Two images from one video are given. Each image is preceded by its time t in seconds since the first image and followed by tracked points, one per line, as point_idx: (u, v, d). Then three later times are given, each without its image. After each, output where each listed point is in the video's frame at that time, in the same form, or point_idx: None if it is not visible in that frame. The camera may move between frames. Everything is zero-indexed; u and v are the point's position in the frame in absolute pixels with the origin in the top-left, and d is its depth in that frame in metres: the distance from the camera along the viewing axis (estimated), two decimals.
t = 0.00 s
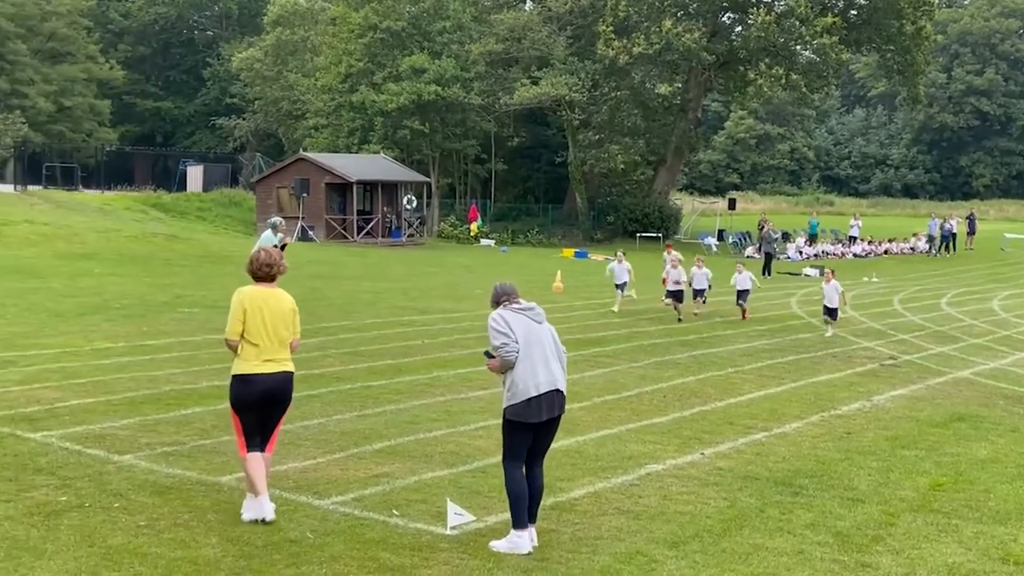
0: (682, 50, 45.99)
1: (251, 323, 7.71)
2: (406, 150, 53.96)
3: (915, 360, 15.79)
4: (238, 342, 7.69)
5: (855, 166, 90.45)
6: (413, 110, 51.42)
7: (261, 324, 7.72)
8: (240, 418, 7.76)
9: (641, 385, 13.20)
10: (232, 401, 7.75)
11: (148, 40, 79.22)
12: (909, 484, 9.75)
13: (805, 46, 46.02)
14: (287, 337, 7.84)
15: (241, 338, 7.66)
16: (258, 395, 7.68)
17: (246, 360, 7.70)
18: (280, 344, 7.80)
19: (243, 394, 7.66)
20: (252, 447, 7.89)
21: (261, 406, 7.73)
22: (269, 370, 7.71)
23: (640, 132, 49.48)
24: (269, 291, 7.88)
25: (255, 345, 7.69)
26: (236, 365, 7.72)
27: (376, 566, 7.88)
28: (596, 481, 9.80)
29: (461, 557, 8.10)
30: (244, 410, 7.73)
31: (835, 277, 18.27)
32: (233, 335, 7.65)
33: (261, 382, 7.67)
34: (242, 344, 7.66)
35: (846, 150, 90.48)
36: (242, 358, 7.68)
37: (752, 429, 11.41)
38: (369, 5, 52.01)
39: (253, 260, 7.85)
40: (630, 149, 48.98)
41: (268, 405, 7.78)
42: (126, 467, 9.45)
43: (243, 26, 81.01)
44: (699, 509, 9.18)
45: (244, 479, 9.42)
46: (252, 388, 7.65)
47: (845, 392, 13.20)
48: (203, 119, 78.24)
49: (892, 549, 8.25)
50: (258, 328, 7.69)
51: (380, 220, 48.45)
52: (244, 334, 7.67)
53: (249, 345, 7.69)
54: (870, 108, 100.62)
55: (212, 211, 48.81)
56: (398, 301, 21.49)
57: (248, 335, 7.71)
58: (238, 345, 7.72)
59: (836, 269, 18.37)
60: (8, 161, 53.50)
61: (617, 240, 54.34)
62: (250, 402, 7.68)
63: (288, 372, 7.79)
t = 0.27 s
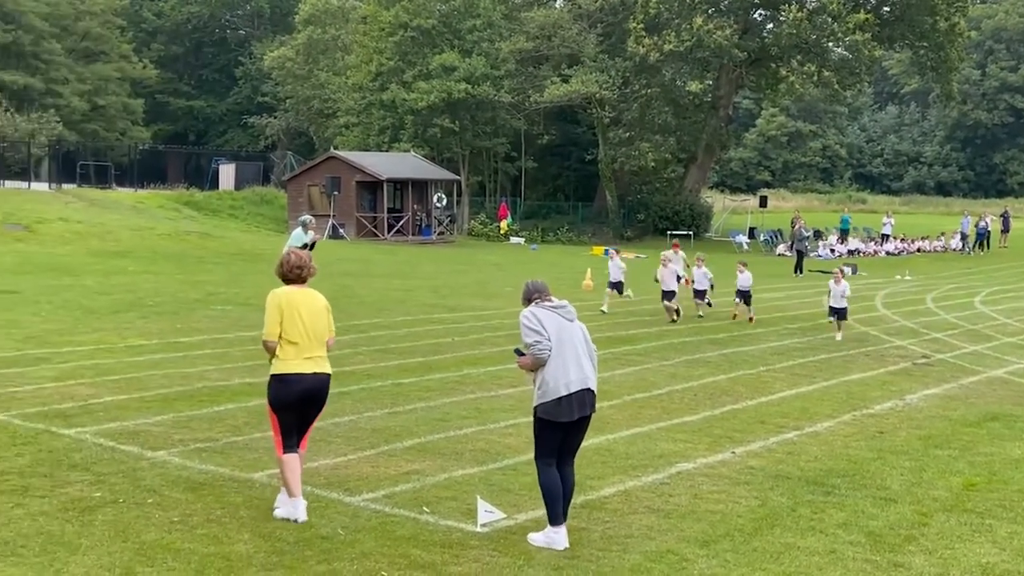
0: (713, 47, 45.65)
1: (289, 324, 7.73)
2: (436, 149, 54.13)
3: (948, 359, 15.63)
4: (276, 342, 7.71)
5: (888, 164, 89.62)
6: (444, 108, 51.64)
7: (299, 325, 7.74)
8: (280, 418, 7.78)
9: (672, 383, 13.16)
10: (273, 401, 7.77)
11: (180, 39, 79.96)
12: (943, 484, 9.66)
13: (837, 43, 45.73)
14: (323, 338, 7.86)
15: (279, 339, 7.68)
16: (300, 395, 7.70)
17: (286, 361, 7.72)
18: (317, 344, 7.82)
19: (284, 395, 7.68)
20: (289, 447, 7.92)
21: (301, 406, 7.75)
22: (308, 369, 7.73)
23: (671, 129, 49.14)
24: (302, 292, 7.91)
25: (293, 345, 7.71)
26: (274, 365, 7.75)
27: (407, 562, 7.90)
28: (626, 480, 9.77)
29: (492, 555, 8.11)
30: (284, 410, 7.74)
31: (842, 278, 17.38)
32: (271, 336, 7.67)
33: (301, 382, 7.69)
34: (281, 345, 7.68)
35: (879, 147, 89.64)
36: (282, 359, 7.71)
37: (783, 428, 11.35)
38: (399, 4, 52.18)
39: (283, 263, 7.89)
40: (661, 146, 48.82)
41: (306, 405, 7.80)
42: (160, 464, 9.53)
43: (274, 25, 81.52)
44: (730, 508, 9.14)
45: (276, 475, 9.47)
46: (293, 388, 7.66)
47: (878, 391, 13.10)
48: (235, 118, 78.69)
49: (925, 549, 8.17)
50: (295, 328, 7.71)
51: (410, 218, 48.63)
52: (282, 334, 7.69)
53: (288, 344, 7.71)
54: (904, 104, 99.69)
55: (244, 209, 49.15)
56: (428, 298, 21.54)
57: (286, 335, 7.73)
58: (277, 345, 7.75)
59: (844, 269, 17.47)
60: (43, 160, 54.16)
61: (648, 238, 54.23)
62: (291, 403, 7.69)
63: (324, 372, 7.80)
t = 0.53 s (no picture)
0: (745, 43, 45.27)
1: (328, 321, 7.75)
2: (467, 146, 54.30)
3: (984, 358, 15.46)
4: (315, 340, 7.73)
5: (922, 161, 88.75)
6: (475, 106, 51.89)
7: (337, 323, 7.77)
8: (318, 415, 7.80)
9: (703, 381, 13.10)
10: (313, 399, 7.79)
11: (213, 37, 80.59)
12: (977, 484, 9.56)
13: (871, 39, 45.36)
14: (362, 336, 7.87)
15: (319, 336, 7.70)
16: (340, 393, 7.71)
17: (326, 359, 7.73)
18: (357, 342, 7.84)
19: (324, 393, 7.69)
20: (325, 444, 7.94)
21: (342, 405, 7.76)
22: (348, 366, 7.73)
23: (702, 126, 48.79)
24: (339, 290, 7.92)
25: (331, 343, 7.73)
26: (313, 364, 7.76)
27: (438, 559, 7.92)
28: (658, 477, 9.74)
29: (523, 552, 8.11)
30: (324, 408, 7.76)
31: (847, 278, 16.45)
32: (310, 334, 7.70)
33: (340, 378, 7.70)
34: (320, 342, 7.70)
35: (912, 144, 88.78)
36: (321, 358, 7.72)
37: (816, 426, 11.27)
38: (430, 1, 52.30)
39: (319, 264, 7.93)
40: (693, 143, 48.64)
41: (346, 404, 7.80)
42: (192, 459, 9.59)
43: (306, 24, 81.98)
44: (762, 506, 9.09)
45: (308, 471, 9.51)
46: (333, 386, 7.67)
47: (912, 389, 12.99)
48: (267, 116, 78.97)
49: (959, 549, 8.09)
50: (335, 326, 7.73)
51: (441, 216, 48.79)
52: (321, 332, 7.72)
53: (327, 342, 7.73)
54: (938, 101, 98.70)
55: (275, 206, 49.45)
56: (459, 296, 21.57)
57: (325, 334, 7.75)
58: (316, 343, 7.76)
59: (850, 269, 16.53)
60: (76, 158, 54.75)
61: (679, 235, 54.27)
62: (331, 401, 7.71)
63: (364, 369, 7.81)
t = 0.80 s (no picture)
0: (779, 39, 45.00)
1: (379, 321, 7.80)
2: (499, 143, 54.42)
3: (1021, 356, 15.30)
4: (366, 342, 7.79)
5: (958, 157, 87.98)
6: (507, 103, 52.03)
7: (388, 323, 7.81)
8: (366, 413, 7.85)
9: (736, 379, 13.04)
10: (364, 398, 7.84)
11: (246, 35, 81.10)
12: (1014, 483, 9.46)
13: (906, 34, 44.96)
14: (412, 336, 7.91)
15: (371, 337, 7.75)
16: (392, 392, 7.75)
17: (379, 358, 7.78)
18: (409, 342, 7.88)
19: (378, 392, 7.75)
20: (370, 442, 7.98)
21: (394, 404, 7.80)
22: (400, 366, 7.77)
23: (735, 123, 49.04)
24: (389, 291, 7.97)
25: (382, 343, 7.77)
26: (364, 363, 7.80)
27: (470, 555, 7.93)
28: (690, 476, 9.71)
29: (555, 549, 8.10)
30: (375, 407, 7.80)
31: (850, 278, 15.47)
32: (362, 335, 7.75)
33: (394, 378, 7.74)
34: (372, 342, 7.75)
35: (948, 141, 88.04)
36: (374, 358, 7.77)
37: (849, 425, 11.20)
38: None
39: (368, 265, 7.98)
40: (726, 140, 48.61)
41: (400, 403, 7.85)
42: (227, 455, 9.66)
43: (338, 22, 82.35)
44: (795, 505, 9.04)
45: (341, 467, 9.56)
46: (386, 385, 7.72)
47: (946, 388, 12.88)
48: (300, 114, 79.48)
49: (995, 549, 8.01)
50: (386, 326, 7.77)
51: (473, 213, 48.88)
52: (373, 333, 7.77)
53: (380, 342, 7.77)
54: (974, 97, 97.85)
55: (308, 204, 49.68)
56: (491, 293, 21.57)
57: (376, 334, 7.79)
58: (368, 344, 7.81)
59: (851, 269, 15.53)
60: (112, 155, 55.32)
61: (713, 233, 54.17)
62: (380, 400, 7.76)
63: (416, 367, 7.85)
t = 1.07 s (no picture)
0: (813, 35, 44.82)
1: (436, 320, 7.83)
2: (532, 140, 54.38)
3: None
4: (424, 341, 7.82)
5: (995, 154, 87.08)
6: (540, 100, 51.88)
7: (445, 321, 7.85)
8: (421, 411, 7.89)
9: (770, 377, 12.97)
10: (421, 397, 7.89)
11: (281, 33, 81.59)
12: None
13: (942, 30, 44.67)
14: (468, 335, 7.95)
15: (428, 336, 7.79)
16: (450, 392, 7.81)
17: (436, 356, 7.82)
18: (465, 340, 7.92)
19: (437, 392, 7.80)
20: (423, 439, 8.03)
21: (451, 403, 7.85)
22: (456, 363, 7.83)
23: (770, 119, 49.10)
24: (444, 290, 8.01)
25: (438, 342, 7.81)
26: (422, 363, 7.84)
27: (503, 551, 7.94)
28: (724, 473, 9.68)
29: (588, 546, 8.11)
30: (432, 405, 7.85)
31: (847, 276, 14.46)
32: (420, 335, 7.79)
33: (451, 377, 7.79)
34: (429, 342, 7.80)
35: (986, 136, 87.15)
36: (432, 357, 7.81)
37: (885, 422, 11.12)
38: None
39: (423, 264, 8.01)
40: (760, 136, 48.62)
41: (457, 401, 7.90)
42: (263, 450, 9.72)
43: (372, 19, 82.64)
44: (830, 503, 8.98)
45: (375, 462, 9.60)
46: (445, 383, 7.77)
47: (985, 386, 12.76)
48: (334, 111, 79.91)
49: None
50: (442, 325, 7.81)
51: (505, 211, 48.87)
52: (429, 332, 7.81)
53: (436, 341, 7.81)
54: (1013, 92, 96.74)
55: (342, 201, 49.92)
56: (524, 290, 21.57)
57: (432, 333, 7.83)
58: (424, 344, 7.85)
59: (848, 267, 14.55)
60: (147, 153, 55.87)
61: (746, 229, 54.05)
62: (437, 398, 7.81)
63: (473, 366, 7.90)
